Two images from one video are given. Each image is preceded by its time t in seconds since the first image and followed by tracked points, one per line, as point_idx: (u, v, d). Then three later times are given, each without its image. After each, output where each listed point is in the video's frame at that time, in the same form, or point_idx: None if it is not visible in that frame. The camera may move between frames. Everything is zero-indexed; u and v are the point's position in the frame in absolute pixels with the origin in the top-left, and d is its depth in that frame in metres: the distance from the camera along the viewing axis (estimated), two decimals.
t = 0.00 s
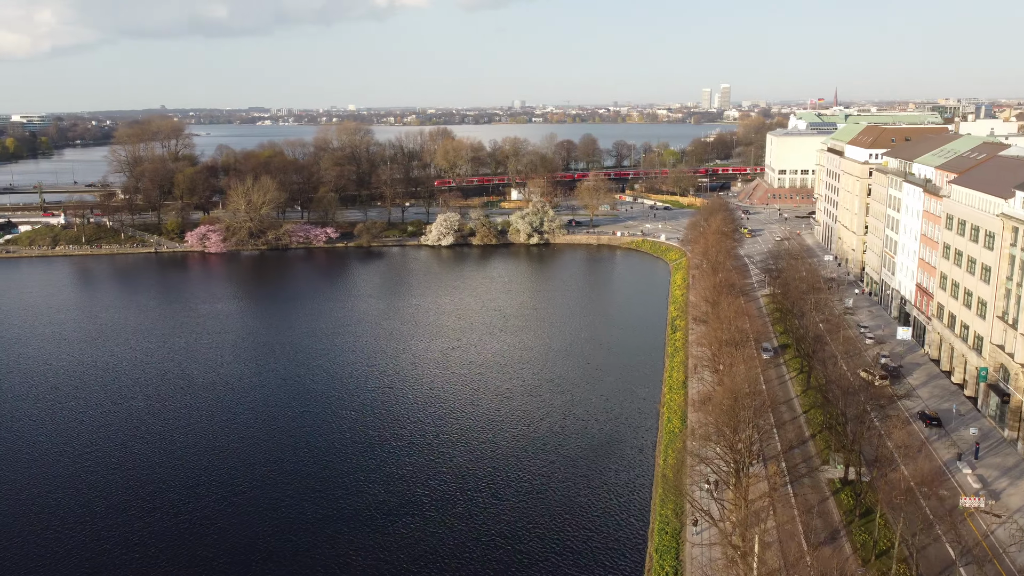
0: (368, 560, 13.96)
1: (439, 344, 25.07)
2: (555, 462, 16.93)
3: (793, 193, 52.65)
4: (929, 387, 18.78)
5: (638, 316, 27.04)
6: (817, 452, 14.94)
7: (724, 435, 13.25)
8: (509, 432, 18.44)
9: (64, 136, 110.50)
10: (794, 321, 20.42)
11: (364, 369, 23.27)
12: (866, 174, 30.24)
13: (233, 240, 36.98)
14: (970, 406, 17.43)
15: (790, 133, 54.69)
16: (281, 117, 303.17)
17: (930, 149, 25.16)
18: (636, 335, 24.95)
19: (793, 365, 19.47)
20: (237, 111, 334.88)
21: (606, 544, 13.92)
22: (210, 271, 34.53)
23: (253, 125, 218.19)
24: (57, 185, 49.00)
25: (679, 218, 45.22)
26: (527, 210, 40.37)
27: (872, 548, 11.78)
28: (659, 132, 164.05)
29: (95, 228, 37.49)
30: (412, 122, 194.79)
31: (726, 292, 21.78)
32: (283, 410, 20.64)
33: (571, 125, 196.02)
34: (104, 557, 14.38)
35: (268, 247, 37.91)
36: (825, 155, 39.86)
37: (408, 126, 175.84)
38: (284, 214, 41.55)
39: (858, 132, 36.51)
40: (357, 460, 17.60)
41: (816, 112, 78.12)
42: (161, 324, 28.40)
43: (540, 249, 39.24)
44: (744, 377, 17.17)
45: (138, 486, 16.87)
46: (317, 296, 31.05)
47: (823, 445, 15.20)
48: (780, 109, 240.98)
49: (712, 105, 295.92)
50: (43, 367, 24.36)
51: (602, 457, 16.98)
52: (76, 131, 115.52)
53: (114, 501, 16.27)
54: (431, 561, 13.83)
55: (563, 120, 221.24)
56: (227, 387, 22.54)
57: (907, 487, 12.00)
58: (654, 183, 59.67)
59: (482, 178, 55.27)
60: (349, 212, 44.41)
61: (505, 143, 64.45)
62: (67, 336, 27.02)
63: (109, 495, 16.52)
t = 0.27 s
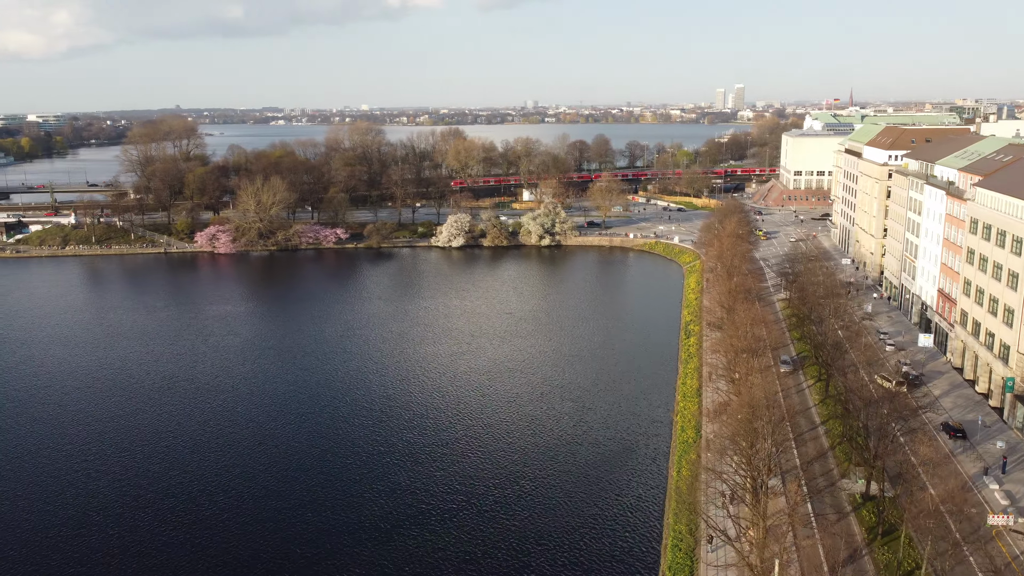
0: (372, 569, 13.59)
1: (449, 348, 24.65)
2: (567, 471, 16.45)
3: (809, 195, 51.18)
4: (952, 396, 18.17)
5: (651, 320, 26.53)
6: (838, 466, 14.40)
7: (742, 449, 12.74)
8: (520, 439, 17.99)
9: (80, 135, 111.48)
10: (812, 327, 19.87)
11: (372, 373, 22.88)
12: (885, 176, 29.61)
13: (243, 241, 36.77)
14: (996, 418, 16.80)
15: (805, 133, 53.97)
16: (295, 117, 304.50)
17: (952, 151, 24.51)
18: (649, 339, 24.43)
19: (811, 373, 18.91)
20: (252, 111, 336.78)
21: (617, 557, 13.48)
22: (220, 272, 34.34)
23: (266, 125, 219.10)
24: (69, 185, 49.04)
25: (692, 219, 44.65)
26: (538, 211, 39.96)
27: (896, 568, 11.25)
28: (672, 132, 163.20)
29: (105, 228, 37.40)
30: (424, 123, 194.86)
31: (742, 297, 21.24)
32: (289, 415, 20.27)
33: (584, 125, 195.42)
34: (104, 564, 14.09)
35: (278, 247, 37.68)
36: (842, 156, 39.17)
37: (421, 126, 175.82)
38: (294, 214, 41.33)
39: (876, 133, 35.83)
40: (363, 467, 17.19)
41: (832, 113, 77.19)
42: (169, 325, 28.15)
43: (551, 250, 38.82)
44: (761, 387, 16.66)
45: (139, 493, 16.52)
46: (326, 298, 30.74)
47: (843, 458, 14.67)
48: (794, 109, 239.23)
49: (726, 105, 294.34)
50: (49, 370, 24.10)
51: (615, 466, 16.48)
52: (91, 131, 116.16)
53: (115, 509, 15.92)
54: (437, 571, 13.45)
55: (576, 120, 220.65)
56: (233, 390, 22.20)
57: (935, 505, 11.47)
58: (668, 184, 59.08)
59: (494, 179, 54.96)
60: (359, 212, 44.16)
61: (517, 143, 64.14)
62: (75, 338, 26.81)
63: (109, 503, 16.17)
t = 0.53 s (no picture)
0: None
1: (458, 352, 24.17)
2: (577, 482, 15.94)
3: (824, 196, 50.41)
4: (976, 407, 17.56)
5: (664, 324, 26.03)
6: (859, 480, 13.82)
7: (760, 464, 12.18)
8: (529, 448, 17.50)
9: (95, 136, 112.09)
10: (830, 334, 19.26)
11: (379, 377, 22.43)
12: (905, 177, 28.93)
13: (252, 241, 36.53)
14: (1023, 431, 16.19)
15: (822, 134, 53.18)
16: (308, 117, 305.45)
17: (975, 152, 23.83)
18: (662, 345, 23.87)
19: (829, 381, 18.37)
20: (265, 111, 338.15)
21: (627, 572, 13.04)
22: (229, 272, 34.15)
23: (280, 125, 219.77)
24: (81, 185, 49.07)
25: (706, 221, 44.02)
26: (549, 212, 39.49)
27: None
28: (686, 132, 162.28)
29: (115, 228, 37.28)
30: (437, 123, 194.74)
31: (757, 302, 20.70)
32: (294, 419, 19.86)
33: (597, 125, 194.64)
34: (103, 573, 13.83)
35: (287, 248, 37.41)
36: (860, 158, 38.45)
37: (434, 127, 175.74)
38: (304, 215, 41.10)
39: (895, 134, 35.09)
40: (368, 475, 16.76)
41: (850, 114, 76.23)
42: (176, 327, 27.87)
43: (563, 252, 38.34)
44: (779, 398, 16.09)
45: (141, 501, 16.16)
46: (335, 300, 30.39)
47: (862, 471, 14.14)
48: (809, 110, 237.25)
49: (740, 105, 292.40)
50: (53, 371, 23.82)
51: (627, 478, 15.97)
52: (106, 131, 116.85)
53: (114, 517, 15.56)
54: None
55: (589, 120, 219.90)
56: (238, 393, 21.83)
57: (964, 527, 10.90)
58: (681, 186, 58.41)
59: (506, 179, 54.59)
60: (370, 213, 43.87)
61: (530, 143, 63.69)
62: (81, 339, 26.57)
63: (110, 510, 15.82)
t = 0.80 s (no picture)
0: None
1: (467, 356, 23.72)
2: (588, 494, 15.43)
3: (841, 198, 50.15)
4: (1002, 418, 16.93)
5: (678, 329, 25.50)
6: (881, 496, 13.26)
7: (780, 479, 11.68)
8: (538, 457, 17.01)
9: (109, 135, 112.46)
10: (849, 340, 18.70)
11: (386, 383, 21.98)
12: (925, 180, 28.29)
13: (261, 241, 36.23)
14: None
15: (838, 135, 52.41)
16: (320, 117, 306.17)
17: (999, 154, 23.15)
18: (675, 350, 23.31)
19: (848, 389, 17.80)
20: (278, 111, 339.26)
21: None
22: (238, 274, 33.91)
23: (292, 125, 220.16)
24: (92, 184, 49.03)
25: (720, 223, 43.39)
26: (561, 214, 39.05)
27: None
28: (699, 133, 161.25)
29: (124, 229, 37.07)
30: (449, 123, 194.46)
31: (774, 308, 20.15)
32: (298, 425, 19.43)
33: (609, 125, 193.77)
34: None
35: (296, 249, 37.11)
36: (878, 159, 37.70)
37: (446, 127, 175.47)
38: (314, 215, 40.80)
39: (914, 135, 34.33)
40: (373, 484, 16.32)
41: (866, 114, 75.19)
42: (182, 329, 27.57)
43: (575, 254, 37.87)
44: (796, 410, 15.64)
45: (139, 508, 15.77)
46: (343, 302, 30.05)
47: (885, 485, 13.59)
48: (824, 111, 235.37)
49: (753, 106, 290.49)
50: (59, 372, 23.59)
51: (638, 491, 15.41)
52: (120, 130, 117.24)
53: (112, 524, 15.19)
54: None
55: (602, 121, 219.09)
56: (242, 398, 21.43)
57: (994, 548, 10.35)
58: (694, 187, 57.75)
59: (517, 180, 54.14)
60: (379, 214, 43.53)
61: (541, 143, 63.17)
62: (86, 341, 26.30)
63: (106, 518, 15.42)
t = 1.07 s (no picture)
0: None
1: (477, 360, 23.27)
2: (598, 505, 14.93)
3: (857, 200, 49.07)
4: None
5: (691, 333, 25.00)
6: (903, 512, 12.71)
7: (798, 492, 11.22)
8: (547, 464, 16.60)
9: (123, 135, 113.06)
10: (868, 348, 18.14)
11: (393, 386, 21.56)
12: (945, 182, 27.63)
13: (270, 242, 36.00)
14: None
15: (854, 135, 51.66)
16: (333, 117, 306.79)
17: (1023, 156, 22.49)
18: (689, 356, 22.78)
19: (866, 398, 17.26)
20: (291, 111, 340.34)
21: None
22: (247, 274, 33.73)
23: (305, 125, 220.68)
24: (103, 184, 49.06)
25: (734, 225, 42.80)
26: (572, 216, 38.61)
27: None
28: (712, 133, 160.23)
29: (134, 229, 36.93)
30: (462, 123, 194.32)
31: (790, 314, 19.62)
32: (302, 428, 19.04)
33: (622, 126, 192.95)
34: None
35: (305, 250, 36.85)
36: (895, 160, 36.99)
37: (458, 127, 175.32)
38: (323, 216, 40.55)
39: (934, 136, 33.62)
40: (377, 490, 15.95)
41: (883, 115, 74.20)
42: (189, 330, 27.28)
43: (586, 256, 37.40)
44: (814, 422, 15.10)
45: (139, 510, 15.42)
46: (352, 304, 29.70)
47: (907, 500, 13.05)
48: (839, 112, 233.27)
49: (767, 106, 288.36)
50: (67, 371, 23.48)
51: (651, 502, 14.89)
52: (134, 130, 117.78)
53: (113, 523, 14.94)
54: None
55: (614, 121, 218.31)
56: (247, 399, 21.07)
57: None
58: (708, 188, 57.12)
59: (529, 181, 53.68)
60: (389, 214, 43.24)
61: (553, 143, 62.71)
62: (92, 341, 26.06)
63: (105, 521, 15.07)
